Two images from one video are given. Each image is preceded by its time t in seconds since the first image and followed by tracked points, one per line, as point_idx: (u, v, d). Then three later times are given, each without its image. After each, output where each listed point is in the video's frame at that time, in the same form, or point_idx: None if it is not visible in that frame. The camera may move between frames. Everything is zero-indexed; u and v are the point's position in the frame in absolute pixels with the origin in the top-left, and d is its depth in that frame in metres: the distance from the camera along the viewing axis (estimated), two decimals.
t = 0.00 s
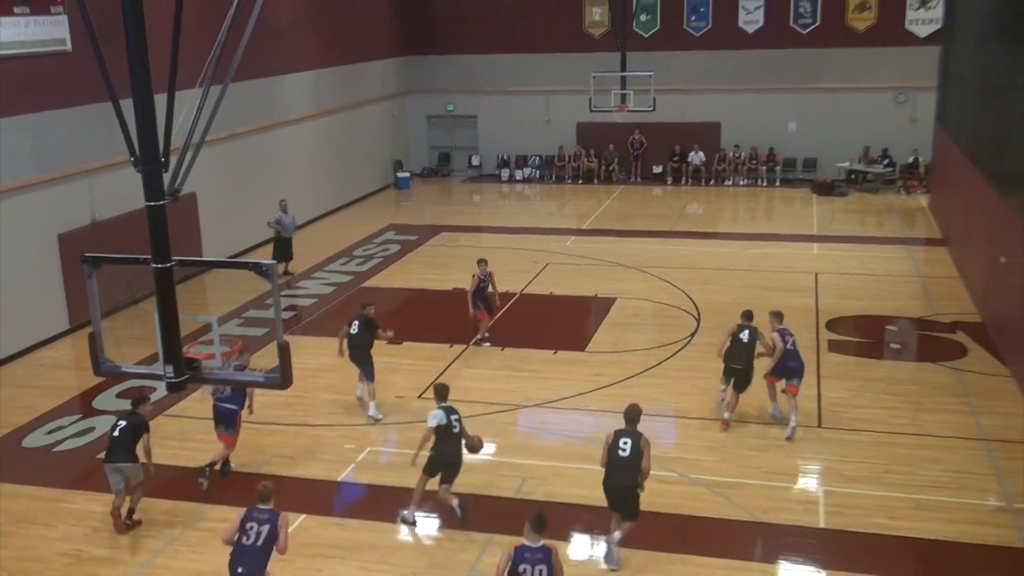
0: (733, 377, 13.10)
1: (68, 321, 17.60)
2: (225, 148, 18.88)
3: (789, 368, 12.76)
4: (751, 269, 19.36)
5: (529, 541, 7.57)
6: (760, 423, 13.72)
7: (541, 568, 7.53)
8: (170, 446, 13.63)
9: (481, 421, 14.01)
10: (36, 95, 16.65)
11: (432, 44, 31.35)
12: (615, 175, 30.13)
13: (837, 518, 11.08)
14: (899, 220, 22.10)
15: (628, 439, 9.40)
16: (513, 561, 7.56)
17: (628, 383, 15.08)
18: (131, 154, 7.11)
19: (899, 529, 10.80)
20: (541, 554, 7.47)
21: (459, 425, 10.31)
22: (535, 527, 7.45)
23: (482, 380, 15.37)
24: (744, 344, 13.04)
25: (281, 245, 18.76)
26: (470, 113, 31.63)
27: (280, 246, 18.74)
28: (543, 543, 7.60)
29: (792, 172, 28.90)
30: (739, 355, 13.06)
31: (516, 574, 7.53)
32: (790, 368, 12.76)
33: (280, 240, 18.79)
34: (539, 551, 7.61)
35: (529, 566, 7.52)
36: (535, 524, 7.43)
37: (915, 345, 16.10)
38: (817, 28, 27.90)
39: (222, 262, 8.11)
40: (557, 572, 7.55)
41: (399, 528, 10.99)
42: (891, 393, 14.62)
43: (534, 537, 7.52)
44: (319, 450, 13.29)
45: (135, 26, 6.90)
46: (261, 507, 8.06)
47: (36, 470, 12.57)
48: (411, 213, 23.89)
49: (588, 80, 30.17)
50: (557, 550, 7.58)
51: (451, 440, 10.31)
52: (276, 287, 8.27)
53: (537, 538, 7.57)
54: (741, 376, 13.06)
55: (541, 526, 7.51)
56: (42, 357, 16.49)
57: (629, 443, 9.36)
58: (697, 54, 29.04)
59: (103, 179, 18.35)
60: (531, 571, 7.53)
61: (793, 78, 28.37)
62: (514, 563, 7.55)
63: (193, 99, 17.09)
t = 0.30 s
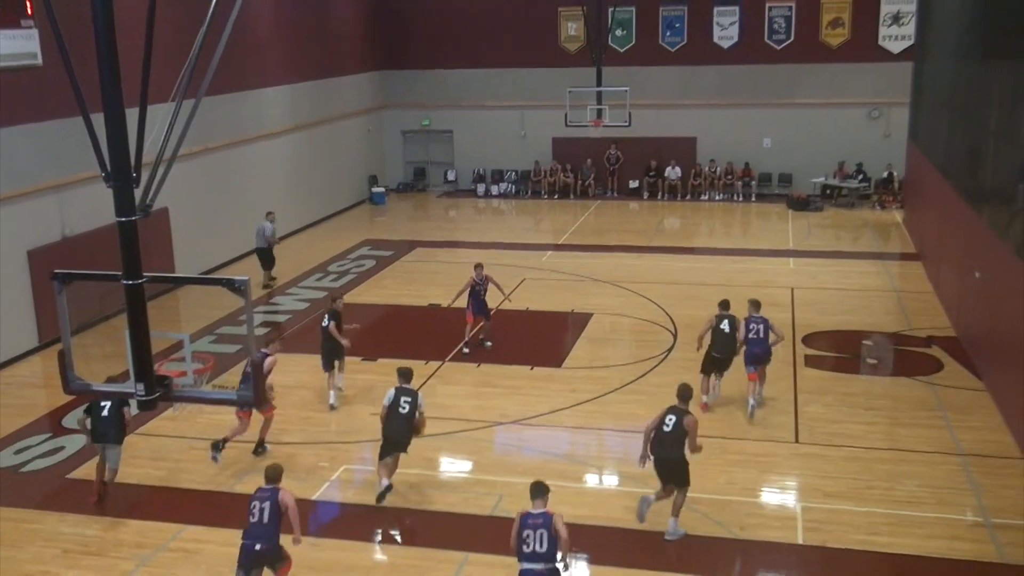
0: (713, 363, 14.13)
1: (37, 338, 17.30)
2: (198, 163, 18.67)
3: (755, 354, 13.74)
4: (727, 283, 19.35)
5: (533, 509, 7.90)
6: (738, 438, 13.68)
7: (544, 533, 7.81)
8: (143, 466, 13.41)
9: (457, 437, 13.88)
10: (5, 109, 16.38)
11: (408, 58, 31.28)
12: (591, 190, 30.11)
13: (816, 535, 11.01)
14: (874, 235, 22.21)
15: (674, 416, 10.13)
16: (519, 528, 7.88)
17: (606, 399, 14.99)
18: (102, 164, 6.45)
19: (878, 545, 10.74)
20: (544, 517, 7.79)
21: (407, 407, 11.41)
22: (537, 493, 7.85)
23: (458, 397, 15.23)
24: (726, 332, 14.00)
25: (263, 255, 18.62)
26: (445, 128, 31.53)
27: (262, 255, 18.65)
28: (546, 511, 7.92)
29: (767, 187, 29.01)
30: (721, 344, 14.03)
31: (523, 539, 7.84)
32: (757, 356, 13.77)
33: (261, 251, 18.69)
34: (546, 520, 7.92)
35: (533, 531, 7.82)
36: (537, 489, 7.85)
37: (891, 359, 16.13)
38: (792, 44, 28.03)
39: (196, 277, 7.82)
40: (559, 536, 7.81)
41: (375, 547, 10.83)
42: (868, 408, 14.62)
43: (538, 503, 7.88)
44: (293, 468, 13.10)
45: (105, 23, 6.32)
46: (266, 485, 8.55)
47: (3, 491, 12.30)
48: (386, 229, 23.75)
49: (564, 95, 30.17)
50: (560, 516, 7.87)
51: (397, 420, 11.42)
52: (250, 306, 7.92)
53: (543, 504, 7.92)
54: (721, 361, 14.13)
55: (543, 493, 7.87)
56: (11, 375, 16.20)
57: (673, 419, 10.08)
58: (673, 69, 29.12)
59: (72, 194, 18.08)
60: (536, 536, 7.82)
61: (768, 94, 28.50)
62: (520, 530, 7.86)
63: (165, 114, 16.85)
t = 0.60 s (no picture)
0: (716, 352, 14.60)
1: (9, 359, 16.71)
2: (174, 177, 18.19)
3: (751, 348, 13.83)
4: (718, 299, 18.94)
5: (548, 484, 8.30)
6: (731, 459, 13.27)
7: (560, 509, 8.24)
8: (114, 489, 12.94)
9: (441, 459, 13.40)
10: None
11: (392, 70, 30.87)
12: (579, 204, 29.69)
13: (811, 557, 10.59)
14: (868, 249, 21.84)
15: (726, 400, 10.89)
16: (536, 501, 8.31)
17: (594, 419, 14.55)
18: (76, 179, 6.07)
19: (875, 568, 10.32)
20: (559, 495, 8.18)
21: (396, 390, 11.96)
22: (549, 470, 8.20)
23: (442, 417, 14.77)
24: (727, 325, 14.31)
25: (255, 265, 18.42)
26: (429, 141, 31.12)
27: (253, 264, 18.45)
28: (561, 487, 8.32)
29: (758, 201, 28.65)
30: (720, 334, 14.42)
31: (540, 513, 8.27)
32: (753, 347, 13.85)
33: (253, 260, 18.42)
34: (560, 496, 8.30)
35: (549, 507, 8.24)
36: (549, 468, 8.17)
37: (886, 376, 15.75)
38: (782, 55, 27.73)
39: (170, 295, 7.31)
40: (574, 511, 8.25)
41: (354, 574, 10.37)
42: (863, 426, 14.23)
43: (553, 480, 8.25)
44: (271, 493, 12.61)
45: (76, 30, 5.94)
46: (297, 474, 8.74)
47: None
48: (370, 244, 23.31)
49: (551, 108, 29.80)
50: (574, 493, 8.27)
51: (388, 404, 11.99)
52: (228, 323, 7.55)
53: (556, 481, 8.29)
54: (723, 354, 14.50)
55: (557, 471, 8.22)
56: None
57: (727, 405, 10.83)
58: (661, 81, 28.80)
59: (43, 210, 17.55)
60: (551, 511, 8.25)
61: (757, 107, 28.20)
62: (536, 504, 8.28)
63: (140, 127, 16.40)
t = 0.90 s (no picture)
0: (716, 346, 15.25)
1: None
2: (149, 190, 17.73)
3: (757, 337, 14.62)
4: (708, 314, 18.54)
5: (550, 463, 8.98)
6: (723, 477, 12.84)
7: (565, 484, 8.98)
8: (86, 512, 12.45)
9: (423, 480, 12.94)
10: None
11: (374, 79, 30.41)
12: (566, 217, 29.19)
13: None
14: (861, 262, 21.48)
15: (757, 381, 11.93)
16: (542, 479, 9.01)
17: (583, 437, 14.11)
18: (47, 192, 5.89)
19: None
20: (562, 471, 8.90)
21: (381, 377, 12.61)
22: (552, 451, 8.86)
23: (426, 436, 14.31)
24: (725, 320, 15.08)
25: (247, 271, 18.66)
26: (412, 152, 30.67)
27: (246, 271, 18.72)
28: (562, 464, 9.03)
29: (749, 213, 28.25)
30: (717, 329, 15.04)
31: (546, 489, 9.01)
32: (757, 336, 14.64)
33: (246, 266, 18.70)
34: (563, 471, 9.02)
35: (554, 483, 8.95)
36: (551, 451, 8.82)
37: (882, 392, 15.36)
38: (773, 63, 27.45)
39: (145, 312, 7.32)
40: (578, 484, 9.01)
41: None
42: (858, 443, 13.83)
43: (555, 458, 8.93)
44: (248, 515, 12.13)
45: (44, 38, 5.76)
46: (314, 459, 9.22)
47: None
48: (352, 258, 22.86)
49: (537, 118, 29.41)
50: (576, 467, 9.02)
51: (374, 390, 12.62)
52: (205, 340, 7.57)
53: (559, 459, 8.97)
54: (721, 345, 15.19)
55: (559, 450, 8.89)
56: None
57: (757, 385, 11.89)
58: (649, 90, 28.46)
59: (15, 225, 17.08)
60: (557, 487, 8.98)
61: (746, 116, 27.89)
62: (542, 481, 8.99)
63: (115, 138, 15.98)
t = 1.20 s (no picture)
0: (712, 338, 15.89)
1: None
2: (127, 202, 17.28)
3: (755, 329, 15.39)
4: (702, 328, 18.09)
5: (567, 442, 10.07)
6: (720, 495, 12.40)
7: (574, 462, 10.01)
8: (60, 536, 11.97)
9: (407, 500, 12.47)
10: None
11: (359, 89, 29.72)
12: (556, 229, 28.54)
13: None
14: (858, 275, 21.01)
15: (769, 363, 13.06)
16: (554, 454, 10.10)
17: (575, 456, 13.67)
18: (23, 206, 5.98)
19: None
20: (574, 450, 9.98)
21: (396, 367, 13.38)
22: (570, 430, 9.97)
23: (412, 455, 13.85)
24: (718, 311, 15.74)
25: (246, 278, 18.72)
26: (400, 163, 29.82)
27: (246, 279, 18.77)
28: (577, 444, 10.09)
29: (745, 225, 27.78)
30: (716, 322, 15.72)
31: (556, 464, 10.06)
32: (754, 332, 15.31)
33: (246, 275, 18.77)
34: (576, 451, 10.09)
35: (565, 460, 10.01)
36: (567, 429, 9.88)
37: (881, 408, 14.94)
38: (767, 71, 27.12)
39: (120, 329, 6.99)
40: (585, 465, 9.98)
41: None
42: (858, 460, 13.42)
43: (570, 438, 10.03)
44: (227, 538, 11.65)
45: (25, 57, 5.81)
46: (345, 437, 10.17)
47: None
48: (339, 272, 22.40)
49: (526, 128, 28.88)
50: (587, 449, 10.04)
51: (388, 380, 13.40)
52: (185, 359, 7.21)
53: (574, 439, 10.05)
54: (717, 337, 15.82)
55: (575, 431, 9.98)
56: None
57: (772, 367, 13.03)
58: (641, 100, 28.02)
59: None
60: (566, 463, 10.02)
61: (740, 126, 27.50)
62: (555, 457, 10.08)
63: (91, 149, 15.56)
